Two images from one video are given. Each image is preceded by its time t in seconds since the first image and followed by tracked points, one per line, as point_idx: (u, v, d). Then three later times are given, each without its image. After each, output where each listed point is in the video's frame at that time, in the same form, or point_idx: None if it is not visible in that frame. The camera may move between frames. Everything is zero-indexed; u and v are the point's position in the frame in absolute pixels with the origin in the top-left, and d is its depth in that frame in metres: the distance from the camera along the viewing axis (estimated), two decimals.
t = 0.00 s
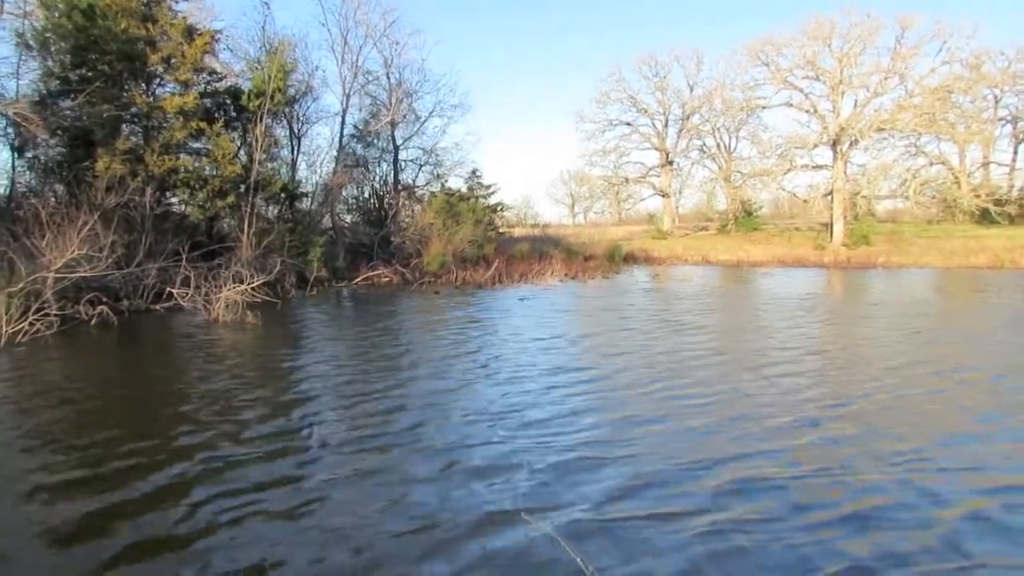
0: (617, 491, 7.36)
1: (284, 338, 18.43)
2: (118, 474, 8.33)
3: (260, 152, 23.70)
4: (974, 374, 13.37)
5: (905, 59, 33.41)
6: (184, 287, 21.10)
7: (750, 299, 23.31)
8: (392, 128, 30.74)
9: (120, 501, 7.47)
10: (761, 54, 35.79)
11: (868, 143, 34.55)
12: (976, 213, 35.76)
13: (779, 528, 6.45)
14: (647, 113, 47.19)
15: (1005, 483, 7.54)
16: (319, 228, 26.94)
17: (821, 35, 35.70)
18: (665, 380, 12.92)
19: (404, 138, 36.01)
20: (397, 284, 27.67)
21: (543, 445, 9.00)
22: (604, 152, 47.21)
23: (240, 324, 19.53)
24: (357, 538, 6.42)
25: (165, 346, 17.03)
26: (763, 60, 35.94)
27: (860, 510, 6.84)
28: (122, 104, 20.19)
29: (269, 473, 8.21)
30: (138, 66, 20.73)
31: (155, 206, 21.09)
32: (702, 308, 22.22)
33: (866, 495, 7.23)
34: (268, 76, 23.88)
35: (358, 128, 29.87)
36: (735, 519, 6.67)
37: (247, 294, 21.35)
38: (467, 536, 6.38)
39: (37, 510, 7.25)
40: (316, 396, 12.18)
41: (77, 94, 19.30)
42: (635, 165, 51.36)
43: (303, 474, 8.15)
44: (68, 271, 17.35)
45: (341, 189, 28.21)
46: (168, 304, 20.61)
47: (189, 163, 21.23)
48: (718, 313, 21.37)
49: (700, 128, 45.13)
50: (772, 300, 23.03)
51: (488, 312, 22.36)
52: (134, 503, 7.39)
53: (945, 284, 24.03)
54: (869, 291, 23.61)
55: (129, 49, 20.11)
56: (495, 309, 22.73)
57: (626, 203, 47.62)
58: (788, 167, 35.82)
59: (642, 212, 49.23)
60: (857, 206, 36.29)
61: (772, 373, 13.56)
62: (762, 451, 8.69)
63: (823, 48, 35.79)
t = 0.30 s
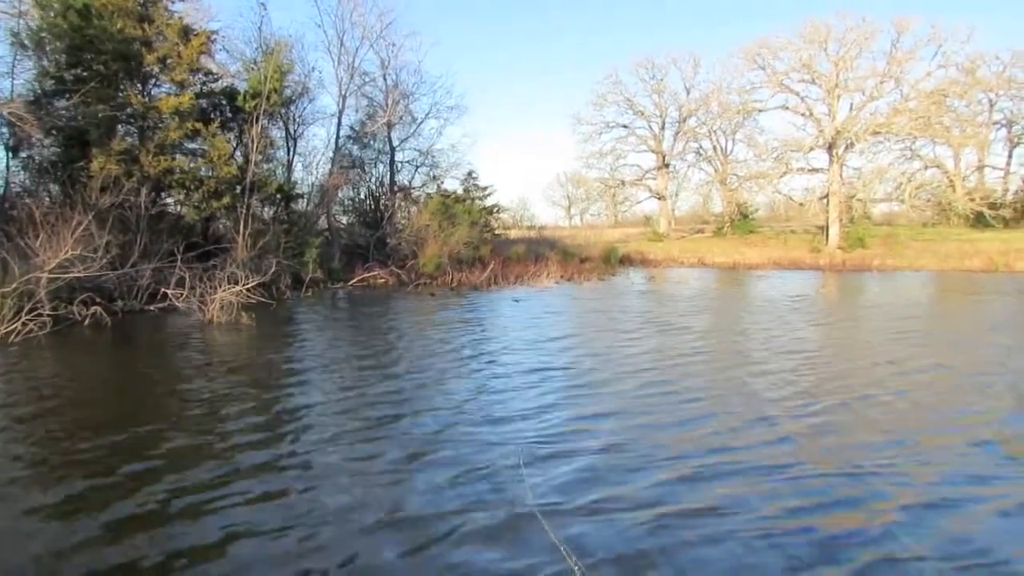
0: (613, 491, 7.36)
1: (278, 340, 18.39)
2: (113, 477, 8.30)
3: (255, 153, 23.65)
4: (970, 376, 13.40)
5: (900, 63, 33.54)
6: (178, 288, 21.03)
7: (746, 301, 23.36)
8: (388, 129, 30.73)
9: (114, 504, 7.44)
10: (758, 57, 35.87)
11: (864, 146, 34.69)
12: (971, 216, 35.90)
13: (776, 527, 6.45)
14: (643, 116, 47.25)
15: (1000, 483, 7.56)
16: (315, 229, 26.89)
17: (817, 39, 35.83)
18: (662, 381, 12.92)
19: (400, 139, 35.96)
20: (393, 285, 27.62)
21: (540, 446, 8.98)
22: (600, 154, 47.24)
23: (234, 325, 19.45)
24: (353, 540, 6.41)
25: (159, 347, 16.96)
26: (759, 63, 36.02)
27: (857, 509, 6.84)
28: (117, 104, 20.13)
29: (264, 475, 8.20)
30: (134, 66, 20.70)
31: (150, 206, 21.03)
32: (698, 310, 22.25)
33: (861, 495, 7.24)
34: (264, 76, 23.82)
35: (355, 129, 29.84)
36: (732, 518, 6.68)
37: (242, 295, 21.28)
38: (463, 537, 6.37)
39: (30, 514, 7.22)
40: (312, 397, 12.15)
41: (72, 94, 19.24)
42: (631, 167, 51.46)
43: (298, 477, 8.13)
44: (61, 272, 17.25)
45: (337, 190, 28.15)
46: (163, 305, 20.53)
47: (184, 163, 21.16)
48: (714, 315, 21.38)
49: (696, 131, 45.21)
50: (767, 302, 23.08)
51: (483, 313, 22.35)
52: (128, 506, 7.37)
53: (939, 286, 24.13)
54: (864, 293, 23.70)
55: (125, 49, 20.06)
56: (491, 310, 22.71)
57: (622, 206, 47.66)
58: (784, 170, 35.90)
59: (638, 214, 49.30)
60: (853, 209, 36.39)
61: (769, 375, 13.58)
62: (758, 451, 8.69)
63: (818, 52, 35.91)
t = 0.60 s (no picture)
0: (612, 493, 7.27)
1: (274, 341, 18.38)
2: (104, 474, 8.20)
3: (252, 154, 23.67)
4: (969, 381, 13.32)
5: (897, 67, 33.56)
6: (174, 288, 21.02)
7: (742, 305, 23.37)
8: (385, 132, 30.76)
9: (104, 501, 7.34)
10: (755, 61, 35.91)
11: (860, 150, 34.71)
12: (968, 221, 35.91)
13: (777, 532, 6.35)
14: (641, 119, 47.28)
15: (992, 486, 7.54)
16: (311, 231, 26.89)
17: (814, 43, 35.86)
18: (659, 384, 12.83)
19: (398, 142, 35.98)
20: (390, 287, 27.62)
21: (537, 446, 8.89)
22: (598, 157, 47.26)
23: (230, 326, 19.44)
24: (347, 538, 6.31)
25: (153, 348, 16.94)
26: (756, 67, 36.05)
27: (857, 514, 6.76)
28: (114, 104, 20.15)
29: (255, 471, 8.16)
30: (131, 67, 20.73)
31: (147, 207, 21.04)
32: (694, 313, 22.26)
33: (853, 496, 7.22)
34: (261, 78, 23.85)
35: (351, 131, 29.86)
36: (732, 522, 6.58)
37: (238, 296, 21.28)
38: (460, 537, 6.27)
39: (19, 510, 7.12)
40: (307, 398, 12.07)
41: (69, 94, 19.25)
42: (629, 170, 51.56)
43: (293, 474, 8.03)
44: (57, 272, 17.22)
45: (334, 192, 28.15)
46: (158, 306, 20.52)
47: (181, 165, 21.17)
48: (710, 318, 21.38)
49: (693, 134, 45.24)
50: (763, 306, 23.09)
51: (479, 315, 22.36)
52: (119, 503, 7.26)
53: (935, 291, 24.15)
54: (859, 298, 23.72)
55: (122, 50, 20.09)
56: (487, 313, 22.72)
57: (620, 208, 47.69)
58: (781, 174, 35.92)
59: (636, 217, 49.28)
60: (850, 213, 36.40)
61: (767, 379, 13.48)
62: (751, 453, 8.66)
63: (816, 56, 35.94)
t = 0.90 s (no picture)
0: (611, 493, 7.31)
1: (272, 343, 18.38)
2: (104, 475, 8.24)
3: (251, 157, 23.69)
4: (967, 384, 13.38)
5: (896, 70, 33.59)
6: (172, 291, 21.04)
7: (740, 307, 23.40)
8: (384, 134, 30.78)
9: (100, 504, 7.33)
10: (754, 64, 35.95)
11: (859, 153, 34.75)
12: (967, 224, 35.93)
13: (771, 533, 6.36)
14: (640, 121, 47.30)
15: (987, 488, 7.55)
16: (310, 233, 26.92)
17: (813, 46, 35.90)
18: (658, 386, 12.87)
19: (397, 144, 36.01)
20: (389, 289, 27.64)
21: (536, 448, 8.92)
22: (597, 160, 47.29)
23: (228, 328, 19.45)
24: (345, 540, 6.32)
25: (151, 350, 16.95)
26: (755, 70, 36.09)
27: (856, 513, 6.80)
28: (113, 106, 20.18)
29: (250, 473, 8.17)
30: (130, 69, 20.76)
31: (145, 209, 21.06)
32: (692, 316, 22.28)
33: (848, 498, 7.22)
34: (260, 80, 23.87)
35: (351, 133, 29.87)
36: (731, 522, 6.62)
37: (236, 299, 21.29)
38: (462, 538, 6.32)
39: (15, 513, 7.11)
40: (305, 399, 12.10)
41: (68, 96, 19.26)
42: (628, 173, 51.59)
43: (288, 476, 8.05)
44: (55, 274, 17.21)
45: (333, 194, 28.15)
46: (156, 308, 20.52)
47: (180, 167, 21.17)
48: (708, 321, 21.39)
49: (692, 137, 45.28)
50: (761, 309, 23.12)
51: (478, 318, 22.37)
52: (121, 503, 7.30)
53: (934, 294, 24.16)
54: (857, 300, 23.73)
55: (121, 52, 20.11)
56: (485, 315, 22.73)
57: (619, 211, 47.73)
58: (779, 177, 35.96)
59: (635, 219, 49.31)
60: (849, 216, 36.41)
61: (765, 381, 13.52)
62: (746, 455, 8.67)
63: (815, 59, 35.96)
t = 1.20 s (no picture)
0: (607, 491, 7.21)
1: (271, 347, 18.39)
2: (98, 479, 8.18)
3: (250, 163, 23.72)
4: (969, 382, 13.28)
5: (895, 69, 33.54)
6: (172, 296, 21.05)
7: (740, 308, 23.37)
8: (383, 138, 30.81)
9: (95, 504, 7.32)
10: (752, 64, 35.93)
11: (858, 153, 34.70)
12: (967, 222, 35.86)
13: (766, 525, 6.32)
14: (640, 123, 47.29)
15: (984, 482, 7.50)
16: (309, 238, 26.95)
17: (811, 46, 35.87)
18: (656, 386, 12.82)
19: (396, 148, 36.04)
20: (388, 293, 27.65)
21: (533, 448, 8.84)
22: (597, 162, 47.28)
23: (227, 333, 19.45)
24: (338, 536, 6.29)
25: (150, 356, 16.94)
26: (753, 70, 36.07)
27: (852, 507, 6.74)
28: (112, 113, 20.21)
29: (245, 474, 8.14)
30: (129, 75, 20.79)
31: (145, 215, 21.07)
32: (692, 316, 22.25)
33: (844, 492, 7.18)
34: (259, 85, 23.93)
35: (350, 138, 29.89)
36: (729, 518, 6.52)
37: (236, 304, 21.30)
38: (454, 532, 6.29)
39: (9, 515, 7.09)
40: (303, 402, 12.09)
41: (67, 103, 19.28)
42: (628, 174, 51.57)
43: (283, 476, 8.02)
44: (54, 280, 17.20)
45: (332, 198, 28.16)
46: (156, 314, 20.53)
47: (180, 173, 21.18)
48: (707, 321, 21.36)
49: (691, 138, 45.26)
50: (761, 308, 23.08)
51: (477, 320, 22.37)
52: (114, 506, 7.22)
53: (934, 292, 24.10)
54: (858, 299, 23.68)
55: (120, 59, 20.15)
56: (484, 317, 22.72)
57: (619, 212, 47.74)
58: (778, 177, 35.92)
59: (634, 221, 49.28)
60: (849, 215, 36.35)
61: (764, 381, 13.43)
62: (743, 452, 8.63)
63: (813, 59, 35.93)
